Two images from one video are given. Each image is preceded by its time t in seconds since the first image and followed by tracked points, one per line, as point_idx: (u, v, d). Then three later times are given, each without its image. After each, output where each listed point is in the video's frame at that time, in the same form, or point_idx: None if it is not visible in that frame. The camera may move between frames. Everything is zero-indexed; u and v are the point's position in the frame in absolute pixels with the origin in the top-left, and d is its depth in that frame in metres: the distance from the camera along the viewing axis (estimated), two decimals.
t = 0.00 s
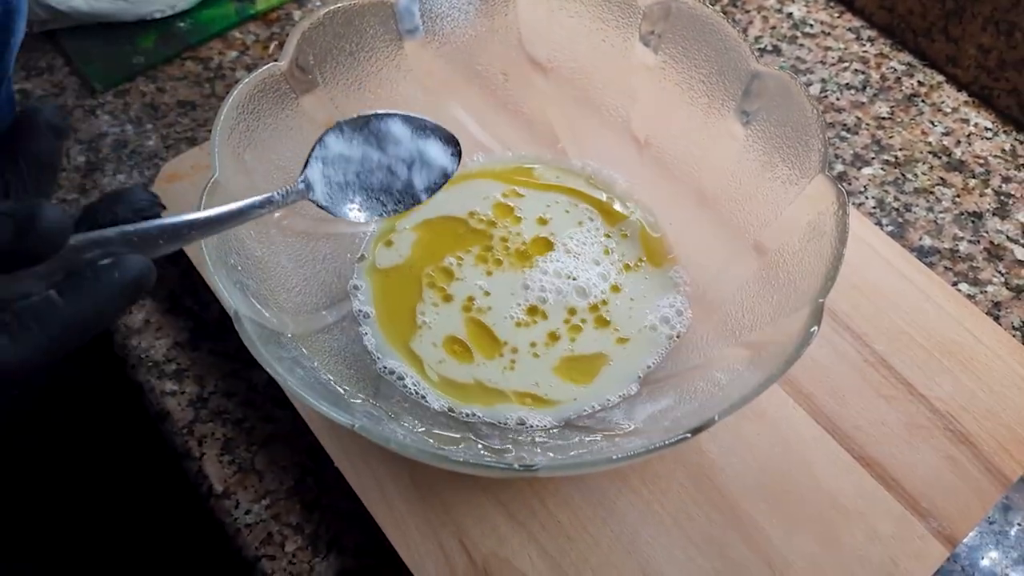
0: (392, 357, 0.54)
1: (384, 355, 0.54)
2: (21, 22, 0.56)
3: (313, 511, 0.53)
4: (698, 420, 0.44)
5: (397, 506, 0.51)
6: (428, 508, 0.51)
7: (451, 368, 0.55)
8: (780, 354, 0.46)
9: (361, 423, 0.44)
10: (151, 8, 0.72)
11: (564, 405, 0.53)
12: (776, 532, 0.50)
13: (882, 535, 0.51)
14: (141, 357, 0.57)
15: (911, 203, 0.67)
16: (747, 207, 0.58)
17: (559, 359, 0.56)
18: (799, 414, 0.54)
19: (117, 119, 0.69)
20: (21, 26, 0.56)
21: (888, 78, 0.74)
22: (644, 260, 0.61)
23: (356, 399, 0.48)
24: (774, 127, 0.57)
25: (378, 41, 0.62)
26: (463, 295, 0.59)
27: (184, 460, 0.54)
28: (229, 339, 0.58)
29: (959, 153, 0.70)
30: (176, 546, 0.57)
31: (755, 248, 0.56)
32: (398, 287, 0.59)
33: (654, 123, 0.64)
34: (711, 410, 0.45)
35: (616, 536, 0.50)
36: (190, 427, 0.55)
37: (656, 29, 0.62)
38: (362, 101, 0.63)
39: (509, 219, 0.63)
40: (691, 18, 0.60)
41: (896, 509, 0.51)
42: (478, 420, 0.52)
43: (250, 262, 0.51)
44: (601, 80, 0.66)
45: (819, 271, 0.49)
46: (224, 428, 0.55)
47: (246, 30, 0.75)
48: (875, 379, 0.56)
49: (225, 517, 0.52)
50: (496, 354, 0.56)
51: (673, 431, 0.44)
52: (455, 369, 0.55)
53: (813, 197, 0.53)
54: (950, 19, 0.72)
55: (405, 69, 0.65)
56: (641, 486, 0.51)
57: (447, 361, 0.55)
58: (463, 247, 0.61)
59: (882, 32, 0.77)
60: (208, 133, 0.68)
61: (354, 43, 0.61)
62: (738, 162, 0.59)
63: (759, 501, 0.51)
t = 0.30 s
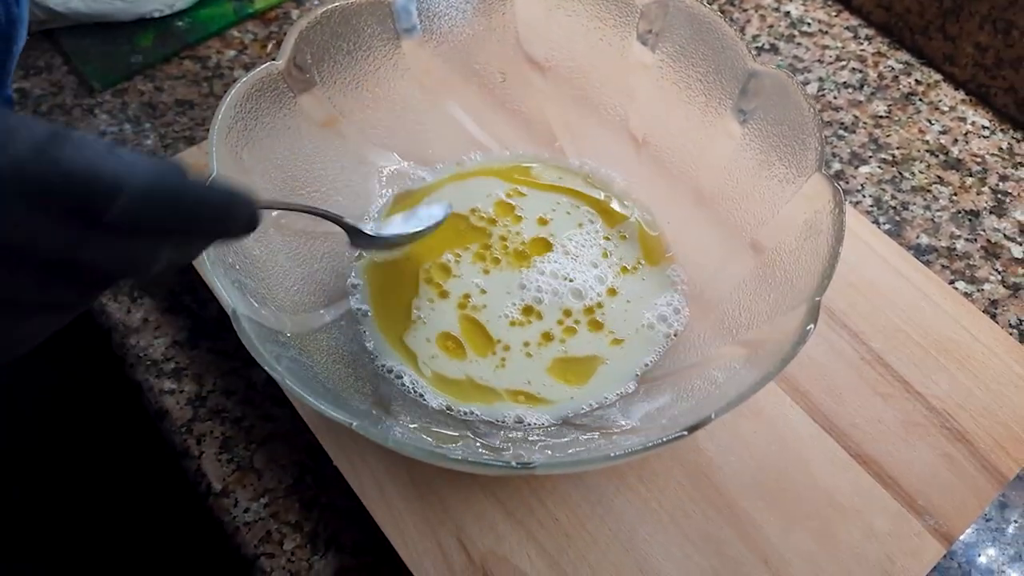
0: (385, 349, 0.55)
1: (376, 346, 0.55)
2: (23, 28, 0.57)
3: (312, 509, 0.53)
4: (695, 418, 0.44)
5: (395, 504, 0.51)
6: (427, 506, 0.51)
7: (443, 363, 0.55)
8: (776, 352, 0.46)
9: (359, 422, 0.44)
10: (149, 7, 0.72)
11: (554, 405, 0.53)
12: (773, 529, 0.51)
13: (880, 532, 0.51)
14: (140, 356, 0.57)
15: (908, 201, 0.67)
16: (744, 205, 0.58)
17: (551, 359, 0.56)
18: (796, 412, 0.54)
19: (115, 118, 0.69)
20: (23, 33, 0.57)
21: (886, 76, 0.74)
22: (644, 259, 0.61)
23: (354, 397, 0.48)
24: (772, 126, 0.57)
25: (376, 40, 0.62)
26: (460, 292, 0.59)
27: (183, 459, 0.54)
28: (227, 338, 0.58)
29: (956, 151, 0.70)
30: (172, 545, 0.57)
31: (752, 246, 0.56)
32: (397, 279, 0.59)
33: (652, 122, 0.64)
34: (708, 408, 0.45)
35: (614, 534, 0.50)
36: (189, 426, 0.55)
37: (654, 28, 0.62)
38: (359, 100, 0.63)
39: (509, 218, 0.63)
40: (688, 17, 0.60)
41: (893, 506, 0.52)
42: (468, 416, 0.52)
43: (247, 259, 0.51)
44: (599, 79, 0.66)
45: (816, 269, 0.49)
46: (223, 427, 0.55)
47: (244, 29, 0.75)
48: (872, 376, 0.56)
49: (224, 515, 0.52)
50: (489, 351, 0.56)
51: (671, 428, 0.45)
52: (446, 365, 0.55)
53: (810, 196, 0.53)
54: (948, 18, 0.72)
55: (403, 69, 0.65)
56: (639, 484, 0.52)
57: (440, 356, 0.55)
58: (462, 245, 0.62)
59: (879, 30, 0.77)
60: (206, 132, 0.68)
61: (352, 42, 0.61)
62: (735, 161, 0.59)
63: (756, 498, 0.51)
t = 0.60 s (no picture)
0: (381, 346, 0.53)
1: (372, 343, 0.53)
2: (27, 26, 0.57)
3: (311, 508, 0.53)
4: (696, 416, 0.44)
5: (394, 502, 0.51)
6: (426, 505, 0.51)
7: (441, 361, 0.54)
8: (776, 350, 0.46)
9: (359, 420, 0.44)
10: (148, 4, 0.72)
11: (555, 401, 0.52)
12: (772, 527, 0.51)
13: (879, 530, 0.51)
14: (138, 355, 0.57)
15: (907, 200, 0.67)
16: (745, 204, 0.58)
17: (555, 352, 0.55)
18: (796, 410, 0.54)
19: (113, 116, 0.69)
20: (27, 32, 0.57)
21: (885, 74, 0.74)
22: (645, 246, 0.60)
23: (354, 396, 0.48)
24: (772, 124, 0.57)
25: (376, 38, 0.63)
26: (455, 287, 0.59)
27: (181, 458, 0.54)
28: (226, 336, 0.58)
29: (955, 149, 0.70)
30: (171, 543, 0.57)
31: (752, 245, 0.56)
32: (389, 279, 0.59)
33: (652, 120, 0.64)
34: (709, 406, 0.45)
35: (613, 532, 0.50)
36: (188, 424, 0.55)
37: (654, 25, 0.62)
38: (357, 98, 0.63)
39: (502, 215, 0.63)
40: (688, 15, 0.60)
41: (892, 504, 0.52)
42: (465, 417, 0.51)
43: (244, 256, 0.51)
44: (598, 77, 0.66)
45: (816, 267, 0.49)
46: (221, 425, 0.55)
47: (242, 26, 0.74)
48: (871, 375, 0.56)
49: (223, 513, 0.53)
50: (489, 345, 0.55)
51: (671, 427, 0.45)
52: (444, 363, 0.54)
53: (810, 194, 0.53)
54: (947, 16, 0.72)
55: (401, 67, 0.65)
56: (638, 483, 0.52)
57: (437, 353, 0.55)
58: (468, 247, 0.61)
59: (879, 28, 0.77)
60: (204, 129, 0.68)
61: (351, 40, 0.61)
62: (734, 159, 0.59)
63: (755, 496, 0.51)
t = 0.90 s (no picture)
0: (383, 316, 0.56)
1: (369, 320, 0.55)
2: (37, 32, 0.57)
3: (311, 509, 0.53)
4: (696, 417, 0.44)
5: (394, 502, 0.51)
6: (426, 506, 0.51)
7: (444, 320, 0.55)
8: (776, 350, 0.46)
9: (360, 422, 0.44)
10: (149, 7, 0.72)
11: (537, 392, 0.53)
12: (772, 528, 0.51)
13: (879, 531, 0.51)
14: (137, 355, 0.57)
15: (906, 200, 0.67)
16: (744, 205, 0.58)
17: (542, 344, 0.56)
18: (796, 411, 0.54)
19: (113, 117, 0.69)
20: (36, 34, 0.58)
21: (884, 75, 0.74)
22: (632, 254, 0.61)
23: (354, 397, 0.48)
24: (770, 125, 0.57)
25: (376, 38, 0.62)
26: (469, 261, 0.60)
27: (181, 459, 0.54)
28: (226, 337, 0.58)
29: (954, 150, 0.70)
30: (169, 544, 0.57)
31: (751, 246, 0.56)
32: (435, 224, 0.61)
33: (652, 122, 0.64)
34: (709, 407, 0.45)
35: (613, 533, 0.50)
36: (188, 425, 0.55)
37: (653, 26, 0.62)
38: (355, 100, 0.63)
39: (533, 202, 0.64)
40: (687, 16, 0.61)
41: (892, 504, 0.52)
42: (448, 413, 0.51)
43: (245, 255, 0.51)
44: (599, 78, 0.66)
45: (816, 268, 0.49)
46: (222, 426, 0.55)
47: (242, 27, 0.75)
48: (871, 375, 0.56)
49: (223, 514, 0.52)
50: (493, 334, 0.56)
51: (671, 427, 0.45)
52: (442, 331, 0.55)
53: (809, 194, 0.53)
54: (946, 16, 0.72)
55: (401, 68, 0.65)
56: (638, 484, 0.52)
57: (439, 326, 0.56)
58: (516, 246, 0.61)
59: (878, 29, 0.77)
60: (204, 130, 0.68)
61: (351, 41, 0.61)
62: (733, 161, 0.59)
63: (755, 497, 0.51)
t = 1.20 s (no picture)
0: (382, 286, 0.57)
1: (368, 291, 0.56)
2: (31, 31, 0.57)
3: (308, 510, 0.53)
4: (697, 416, 0.44)
5: (393, 503, 0.51)
6: (425, 506, 0.51)
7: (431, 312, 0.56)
8: (774, 349, 0.46)
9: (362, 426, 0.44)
10: (146, 5, 0.72)
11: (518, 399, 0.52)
12: (771, 528, 0.50)
13: (878, 531, 0.51)
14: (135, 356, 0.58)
15: (905, 199, 0.67)
16: (743, 201, 0.58)
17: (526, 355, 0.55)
18: (795, 410, 0.54)
19: (110, 116, 0.68)
20: (31, 32, 0.57)
21: (883, 74, 0.74)
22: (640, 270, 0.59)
23: (354, 402, 0.47)
24: (767, 121, 0.57)
25: (366, 40, 0.62)
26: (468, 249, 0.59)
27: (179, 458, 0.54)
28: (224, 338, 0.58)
29: (953, 149, 0.70)
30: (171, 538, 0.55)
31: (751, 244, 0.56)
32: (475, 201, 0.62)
33: (648, 119, 0.64)
34: (710, 405, 0.45)
35: (612, 533, 0.50)
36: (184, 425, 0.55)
37: (647, 25, 0.62)
38: (348, 104, 0.62)
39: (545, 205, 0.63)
40: (680, 14, 0.60)
41: (891, 504, 0.52)
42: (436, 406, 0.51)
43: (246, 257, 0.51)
44: (593, 74, 0.66)
45: (814, 264, 0.49)
46: (219, 426, 0.55)
47: (239, 26, 0.74)
48: (870, 374, 0.56)
49: (222, 515, 0.53)
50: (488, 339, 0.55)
51: (671, 427, 0.44)
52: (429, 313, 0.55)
53: (806, 191, 0.53)
54: (945, 15, 0.72)
55: (394, 69, 0.64)
56: (636, 483, 0.51)
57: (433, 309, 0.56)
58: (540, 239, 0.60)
59: (877, 28, 0.77)
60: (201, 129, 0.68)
61: (342, 43, 0.61)
62: (729, 157, 0.59)
63: (754, 497, 0.51)
